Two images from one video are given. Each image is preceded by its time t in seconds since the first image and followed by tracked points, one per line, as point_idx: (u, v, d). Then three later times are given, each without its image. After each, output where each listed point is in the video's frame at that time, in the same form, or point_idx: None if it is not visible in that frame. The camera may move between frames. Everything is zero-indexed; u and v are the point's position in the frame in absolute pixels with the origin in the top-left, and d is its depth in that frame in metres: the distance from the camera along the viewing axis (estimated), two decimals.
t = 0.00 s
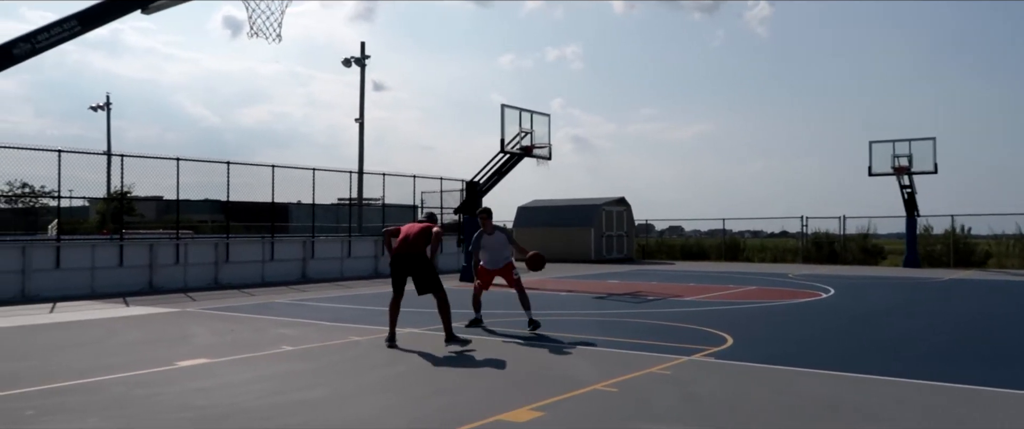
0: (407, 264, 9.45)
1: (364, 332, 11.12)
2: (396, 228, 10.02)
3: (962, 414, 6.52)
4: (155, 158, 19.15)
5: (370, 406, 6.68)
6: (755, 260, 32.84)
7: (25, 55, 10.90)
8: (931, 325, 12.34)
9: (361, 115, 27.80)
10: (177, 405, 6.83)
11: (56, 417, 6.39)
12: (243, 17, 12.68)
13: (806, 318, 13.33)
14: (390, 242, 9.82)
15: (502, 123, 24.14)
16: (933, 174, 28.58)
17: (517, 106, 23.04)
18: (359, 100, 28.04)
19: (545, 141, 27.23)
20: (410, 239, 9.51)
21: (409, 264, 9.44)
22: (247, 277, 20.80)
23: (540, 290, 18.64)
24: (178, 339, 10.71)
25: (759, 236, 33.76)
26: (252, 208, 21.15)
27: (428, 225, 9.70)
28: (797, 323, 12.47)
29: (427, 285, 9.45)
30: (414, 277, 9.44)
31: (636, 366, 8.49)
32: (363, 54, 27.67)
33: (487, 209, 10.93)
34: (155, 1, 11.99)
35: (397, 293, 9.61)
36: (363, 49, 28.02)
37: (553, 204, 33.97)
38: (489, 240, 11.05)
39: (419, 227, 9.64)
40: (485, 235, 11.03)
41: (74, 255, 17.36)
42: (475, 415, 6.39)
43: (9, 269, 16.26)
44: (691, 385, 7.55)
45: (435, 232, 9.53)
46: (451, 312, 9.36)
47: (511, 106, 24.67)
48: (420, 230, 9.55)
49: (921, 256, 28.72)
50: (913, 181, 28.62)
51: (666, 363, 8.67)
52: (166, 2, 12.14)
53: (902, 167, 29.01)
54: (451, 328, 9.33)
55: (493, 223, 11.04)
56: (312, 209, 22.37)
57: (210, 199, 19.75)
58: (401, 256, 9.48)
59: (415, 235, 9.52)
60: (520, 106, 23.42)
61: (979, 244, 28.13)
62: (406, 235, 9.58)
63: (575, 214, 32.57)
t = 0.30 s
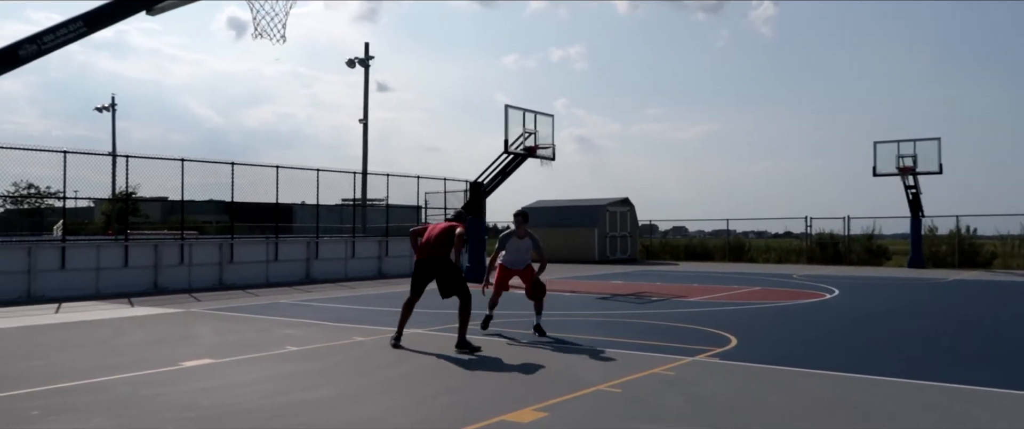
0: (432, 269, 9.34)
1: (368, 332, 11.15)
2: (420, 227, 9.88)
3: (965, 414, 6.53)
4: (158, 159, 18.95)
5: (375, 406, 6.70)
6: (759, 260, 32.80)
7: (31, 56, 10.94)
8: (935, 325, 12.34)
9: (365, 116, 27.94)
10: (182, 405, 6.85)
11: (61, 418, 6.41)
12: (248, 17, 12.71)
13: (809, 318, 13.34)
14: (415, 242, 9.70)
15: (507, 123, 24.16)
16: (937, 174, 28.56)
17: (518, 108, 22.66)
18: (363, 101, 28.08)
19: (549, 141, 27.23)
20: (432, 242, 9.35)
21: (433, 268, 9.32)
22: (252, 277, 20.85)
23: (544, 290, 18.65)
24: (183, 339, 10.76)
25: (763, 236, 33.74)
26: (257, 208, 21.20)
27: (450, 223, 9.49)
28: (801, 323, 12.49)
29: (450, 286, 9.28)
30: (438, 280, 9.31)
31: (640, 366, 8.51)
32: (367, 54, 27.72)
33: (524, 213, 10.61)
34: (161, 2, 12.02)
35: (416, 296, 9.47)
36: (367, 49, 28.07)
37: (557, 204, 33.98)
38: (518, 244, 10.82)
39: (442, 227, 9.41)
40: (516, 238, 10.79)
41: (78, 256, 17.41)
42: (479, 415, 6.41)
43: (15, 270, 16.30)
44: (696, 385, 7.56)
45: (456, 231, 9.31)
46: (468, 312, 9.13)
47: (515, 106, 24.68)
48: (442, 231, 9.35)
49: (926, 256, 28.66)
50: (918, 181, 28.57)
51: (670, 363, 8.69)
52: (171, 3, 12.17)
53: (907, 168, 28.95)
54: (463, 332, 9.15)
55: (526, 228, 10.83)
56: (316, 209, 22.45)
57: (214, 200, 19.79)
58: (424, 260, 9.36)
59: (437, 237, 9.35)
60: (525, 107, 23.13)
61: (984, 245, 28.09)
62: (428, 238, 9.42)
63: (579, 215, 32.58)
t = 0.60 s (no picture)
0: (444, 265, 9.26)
1: (368, 332, 11.16)
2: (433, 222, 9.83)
3: (965, 414, 6.53)
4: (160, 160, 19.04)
5: (375, 406, 6.71)
6: (759, 261, 32.80)
7: (31, 57, 10.95)
8: (934, 325, 12.36)
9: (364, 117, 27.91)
10: (182, 405, 6.86)
11: (62, 418, 6.41)
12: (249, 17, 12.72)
13: (810, 318, 13.34)
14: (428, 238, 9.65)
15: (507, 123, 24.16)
16: (937, 174, 28.56)
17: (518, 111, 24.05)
18: (363, 101, 28.10)
19: (549, 142, 27.24)
20: (444, 237, 9.30)
21: (445, 263, 9.24)
22: (252, 277, 20.86)
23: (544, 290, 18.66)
24: (183, 339, 10.77)
25: (763, 237, 33.73)
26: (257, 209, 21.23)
27: (462, 217, 9.43)
28: (801, 323, 12.49)
29: (461, 282, 9.21)
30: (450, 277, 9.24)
31: (640, 366, 8.53)
32: (367, 55, 27.74)
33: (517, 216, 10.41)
34: (161, 2, 12.02)
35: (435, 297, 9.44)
36: (367, 49, 28.08)
37: (557, 204, 33.99)
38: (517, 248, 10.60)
39: (454, 221, 9.40)
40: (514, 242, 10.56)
41: (78, 256, 17.41)
42: (479, 415, 6.41)
43: (15, 270, 16.31)
44: (695, 385, 7.57)
45: (468, 225, 9.26)
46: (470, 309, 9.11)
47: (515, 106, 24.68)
48: (454, 225, 9.31)
49: (926, 256, 28.65)
50: (918, 181, 28.58)
51: (670, 363, 8.70)
52: (171, 3, 12.16)
53: (907, 168, 28.94)
54: (463, 334, 9.12)
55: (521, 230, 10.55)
56: (316, 210, 22.44)
57: (215, 200, 19.79)
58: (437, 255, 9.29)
59: (449, 232, 9.29)
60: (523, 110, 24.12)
61: (984, 245, 28.10)
62: (440, 232, 9.37)
63: (579, 215, 32.59)
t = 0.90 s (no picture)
0: (443, 266, 9.25)
1: (367, 332, 11.14)
2: (433, 224, 9.81)
3: (965, 414, 6.53)
4: (159, 160, 19.08)
5: (374, 407, 6.69)
6: (758, 261, 32.79)
7: (29, 57, 10.93)
8: (933, 325, 12.37)
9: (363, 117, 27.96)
10: (181, 405, 6.85)
11: (60, 418, 6.40)
12: (248, 17, 12.72)
13: (808, 318, 13.33)
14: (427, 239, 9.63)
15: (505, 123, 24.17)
16: (936, 174, 28.58)
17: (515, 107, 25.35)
18: (362, 101, 28.10)
19: (548, 142, 27.24)
20: (443, 238, 9.29)
21: (445, 265, 9.24)
22: (250, 277, 20.83)
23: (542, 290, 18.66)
24: (182, 340, 10.74)
25: (762, 236, 33.72)
26: (256, 209, 21.24)
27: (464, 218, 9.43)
28: (800, 323, 12.48)
29: (461, 284, 9.23)
30: (450, 278, 9.23)
31: (639, 366, 8.52)
32: (366, 55, 27.76)
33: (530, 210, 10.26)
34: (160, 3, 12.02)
35: (429, 298, 9.40)
36: (366, 50, 28.09)
37: (556, 204, 33.99)
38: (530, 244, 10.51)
39: (453, 223, 9.38)
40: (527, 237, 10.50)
41: (77, 256, 17.39)
42: (478, 415, 6.41)
43: (14, 270, 16.30)
44: (694, 385, 7.57)
45: (468, 226, 9.25)
46: (471, 309, 9.11)
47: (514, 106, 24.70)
48: (454, 226, 9.30)
49: (924, 256, 28.67)
50: (916, 181, 28.59)
51: (669, 363, 8.69)
52: (170, 4, 12.16)
53: (905, 167, 28.96)
54: (466, 332, 9.15)
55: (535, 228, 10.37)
56: (315, 210, 22.41)
57: (214, 200, 19.77)
58: (436, 256, 9.28)
59: (449, 233, 9.28)
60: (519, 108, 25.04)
61: (982, 244, 28.12)
62: (440, 233, 9.34)
63: (578, 215, 32.59)
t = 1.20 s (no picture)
0: (447, 265, 9.20)
1: (366, 332, 11.13)
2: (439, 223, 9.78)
3: (965, 414, 6.52)
4: (157, 160, 19.10)
5: (374, 407, 6.68)
6: (757, 261, 32.78)
7: (27, 57, 10.92)
8: (932, 324, 12.36)
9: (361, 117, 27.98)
10: (180, 405, 6.84)
11: (60, 418, 6.39)
12: (247, 17, 12.70)
13: (807, 318, 13.33)
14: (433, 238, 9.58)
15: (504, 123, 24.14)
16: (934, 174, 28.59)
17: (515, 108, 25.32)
18: (361, 101, 28.08)
19: (547, 142, 27.23)
20: (448, 237, 9.26)
21: (451, 264, 9.19)
22: (249, 278, 20.81)
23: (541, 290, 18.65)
24: (181, 340, 10.72)
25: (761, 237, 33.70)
26: (255, 209, 21.24)
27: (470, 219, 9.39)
28: (799, 323, 12.48)
29: (467, 283, 9.17)
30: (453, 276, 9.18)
31: (637, 366, 8.51)
32: (364, 55, 27.77)
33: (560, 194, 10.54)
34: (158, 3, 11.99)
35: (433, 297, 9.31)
36: (365, 50, 28.08)
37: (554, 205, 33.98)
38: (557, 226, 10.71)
39: (459, 223, 9.37)
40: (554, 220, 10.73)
41: (75, 256, 17.36)
42: (479, 415, 6.39)
43: (12, 270, 16.28)
44: (694, 385, 7.55)
45: (474, 226, 9.22)
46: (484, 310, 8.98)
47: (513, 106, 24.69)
48: (460, 227, 9.27)
49: (923, 256, 28.67)
50: (915, 181, 28.60)
51: (669, 363, 8.67)
52: (168, 4, 12.13)
53: (904, 168, 28.98)
54: (487, 335, 8.94)
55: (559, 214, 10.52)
56: (313, 211, 22.39)
57: (212, 201, 19.75)
58: (441, 254, 9.24)
59: (455, 233, 9.25)
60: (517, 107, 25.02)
61: (981, 244, 28.13)
62: (446, 232, 9.31)
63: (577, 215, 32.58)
